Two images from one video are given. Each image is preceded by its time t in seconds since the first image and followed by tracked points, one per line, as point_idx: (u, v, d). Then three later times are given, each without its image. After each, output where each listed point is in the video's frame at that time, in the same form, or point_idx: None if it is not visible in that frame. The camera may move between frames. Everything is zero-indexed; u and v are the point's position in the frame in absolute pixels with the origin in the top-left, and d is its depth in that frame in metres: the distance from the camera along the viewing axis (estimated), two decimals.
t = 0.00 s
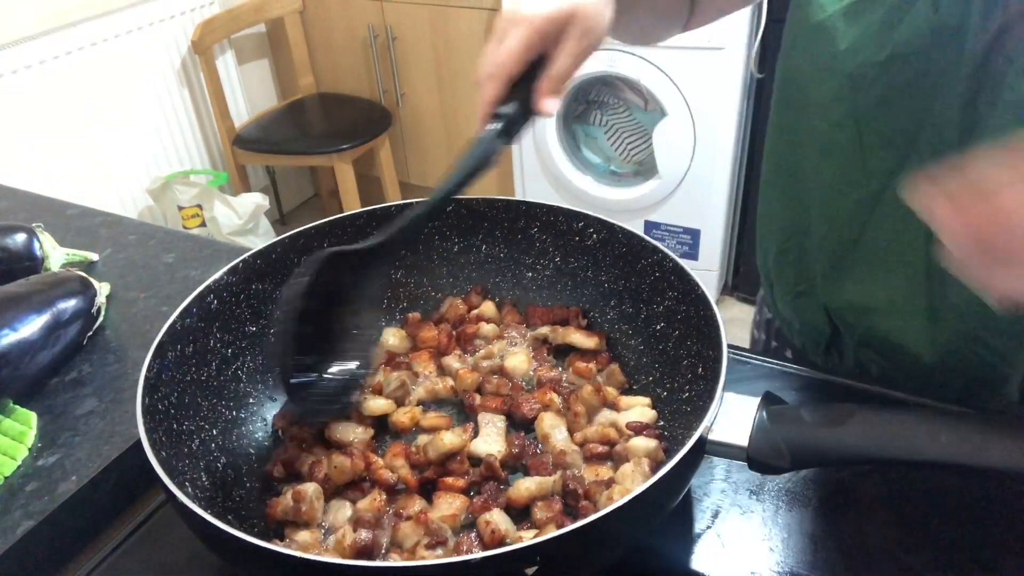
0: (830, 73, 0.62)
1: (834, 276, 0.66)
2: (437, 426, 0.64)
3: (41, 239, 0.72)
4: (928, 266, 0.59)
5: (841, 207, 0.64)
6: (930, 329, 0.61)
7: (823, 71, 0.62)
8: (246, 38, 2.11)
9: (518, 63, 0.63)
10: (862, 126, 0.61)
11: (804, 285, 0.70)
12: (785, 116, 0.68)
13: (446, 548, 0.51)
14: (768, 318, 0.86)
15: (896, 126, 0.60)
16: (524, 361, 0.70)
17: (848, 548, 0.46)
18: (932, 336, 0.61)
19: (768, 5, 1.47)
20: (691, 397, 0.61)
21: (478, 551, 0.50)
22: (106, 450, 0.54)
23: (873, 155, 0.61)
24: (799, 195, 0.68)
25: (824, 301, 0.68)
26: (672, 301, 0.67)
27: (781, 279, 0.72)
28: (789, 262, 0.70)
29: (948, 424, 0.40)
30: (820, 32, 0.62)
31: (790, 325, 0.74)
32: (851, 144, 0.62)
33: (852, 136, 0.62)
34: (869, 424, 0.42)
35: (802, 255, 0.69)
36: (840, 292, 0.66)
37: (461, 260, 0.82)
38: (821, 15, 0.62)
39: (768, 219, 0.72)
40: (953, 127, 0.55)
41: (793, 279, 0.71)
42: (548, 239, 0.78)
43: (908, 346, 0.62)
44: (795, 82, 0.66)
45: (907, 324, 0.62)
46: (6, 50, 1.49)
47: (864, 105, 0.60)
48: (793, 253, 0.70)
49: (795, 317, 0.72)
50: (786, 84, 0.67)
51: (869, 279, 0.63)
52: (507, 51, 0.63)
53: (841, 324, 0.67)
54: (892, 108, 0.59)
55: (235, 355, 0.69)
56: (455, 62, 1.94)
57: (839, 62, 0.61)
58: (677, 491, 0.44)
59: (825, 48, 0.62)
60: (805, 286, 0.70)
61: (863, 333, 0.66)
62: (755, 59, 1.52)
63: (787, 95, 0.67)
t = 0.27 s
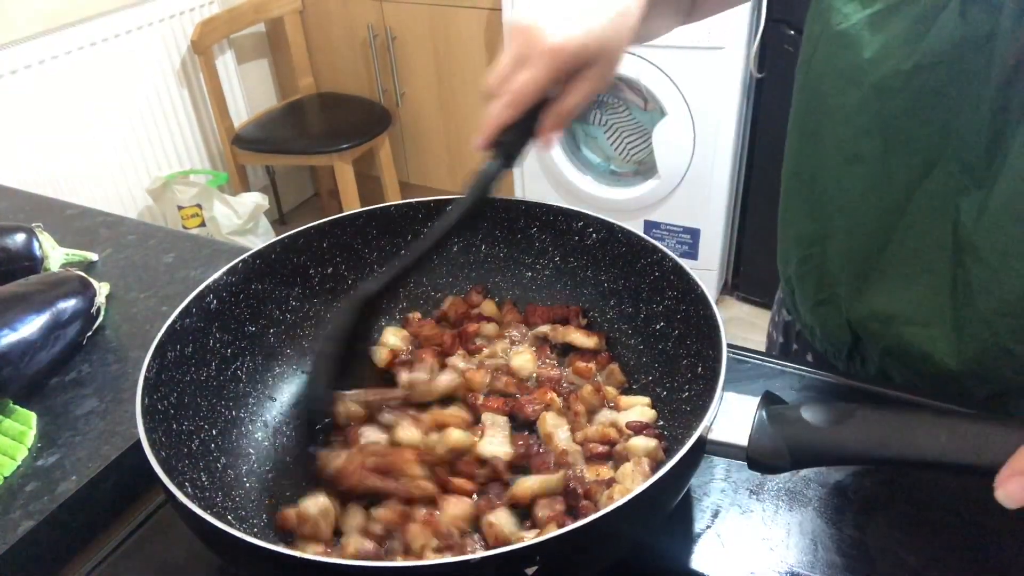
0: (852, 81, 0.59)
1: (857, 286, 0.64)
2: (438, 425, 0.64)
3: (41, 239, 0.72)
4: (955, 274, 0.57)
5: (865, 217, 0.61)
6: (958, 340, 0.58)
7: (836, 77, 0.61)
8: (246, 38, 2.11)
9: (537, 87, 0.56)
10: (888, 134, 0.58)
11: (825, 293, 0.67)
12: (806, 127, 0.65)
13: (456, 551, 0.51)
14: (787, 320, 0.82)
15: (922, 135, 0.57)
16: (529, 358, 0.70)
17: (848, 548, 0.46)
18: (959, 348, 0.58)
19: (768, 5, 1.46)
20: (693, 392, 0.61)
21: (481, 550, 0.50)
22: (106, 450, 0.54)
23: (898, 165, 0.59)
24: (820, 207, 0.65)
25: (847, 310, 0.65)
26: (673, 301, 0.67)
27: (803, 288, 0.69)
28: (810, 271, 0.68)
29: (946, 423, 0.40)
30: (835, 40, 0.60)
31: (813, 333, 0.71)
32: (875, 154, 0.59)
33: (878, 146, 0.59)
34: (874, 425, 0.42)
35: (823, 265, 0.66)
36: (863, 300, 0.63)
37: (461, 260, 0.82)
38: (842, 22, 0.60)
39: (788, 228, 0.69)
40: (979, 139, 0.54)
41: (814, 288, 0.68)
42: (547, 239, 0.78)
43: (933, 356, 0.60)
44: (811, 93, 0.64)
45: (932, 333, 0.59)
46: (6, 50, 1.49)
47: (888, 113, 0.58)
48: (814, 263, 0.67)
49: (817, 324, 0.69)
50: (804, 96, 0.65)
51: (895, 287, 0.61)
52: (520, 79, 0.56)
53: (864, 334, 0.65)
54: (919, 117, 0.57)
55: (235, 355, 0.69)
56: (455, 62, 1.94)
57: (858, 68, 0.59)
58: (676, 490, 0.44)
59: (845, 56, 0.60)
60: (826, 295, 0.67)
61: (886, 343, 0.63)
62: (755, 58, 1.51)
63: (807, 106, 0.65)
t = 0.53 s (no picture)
0: (862, 81, 0.59)
1: (868, 287, 0.64)
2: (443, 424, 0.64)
3: (41, 239, 0.72)
4: (967, 275, 0.58)
5: (875, 218, 0.61)
6: (970, 339, 0.59)
7: (846, 78, 0.61)
8: (246, 38, 2.11)
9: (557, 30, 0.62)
10: (898, 134, 0.58)
11: (834, 294, 0.68)
12: (818, 127, 0.65)
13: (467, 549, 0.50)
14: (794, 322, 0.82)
15: (934, 136, 0.57)
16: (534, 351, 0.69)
17: (848, 548, 0.46)
18: (972, 347, 0.59)
19: (768, 5, 1.46)
20: (696, 388, 0.61)
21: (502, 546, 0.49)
22: (106, 450, 0.54)
23: (909, 165, 0.58)
24: (832, 208, 0.66)
25: (856, 312, 0.65)
26: (673, 301, 0.67)
27: (812, 289, 0.69)
28: (821, 270, 0.68)
29: (949, 425, 0.40)
30: (845, 40, 0.60)
31: (821, 335, 0.72)
32: (887, 155, 0.59)
33: (888, 148, 0.59)
34: (879, 425, 0.42)
35: (834, 263, 0.67)
36: (872, 302, 0.64)
37: (461, 261, 0.82)
38: (854, 22, 0.59)
39: (798, 229, 0.70)
40: (992, 141, 0.54)
41: (824, 289, 0.68)
42: (547, 239, 0.78)
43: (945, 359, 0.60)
44: (824, 94, 0.64)
45: (947, 334, 0.60)
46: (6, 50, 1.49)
47: (900, 113, 0.58)
48: (825, 262, 0.68)
49: (825, 326, 0.70)
50: (816, 96, 0.65)
51: (905, 288, 0.61)
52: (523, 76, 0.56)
53: (874, 334, 0.65)
54: (930, 119, 0.56)
55: (235, 355, 0.69)
56: (455, 62, 1.95)
57: (868, 69, 0.59)
58: (677, 490, 0.44)
59: (857, 56, 0.59)
60: (836, 297, 0.68)
61: (898, 343, 0.63)
62: (755, 58, 1.51)
63: (820, 106, 0.64)
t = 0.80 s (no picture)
0: (864, 79, 0.59)
1: (862, 286, 0.63)
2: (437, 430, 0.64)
3: (41, 239, 0.72)
4: (960, 273, 0.58)
5: (873, 217, 0.61)
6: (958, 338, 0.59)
7: (848, 75, 0.60)
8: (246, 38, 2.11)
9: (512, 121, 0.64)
10: (899, 133, 0.58)
11: (829, 293, 0.67)
12: (818, 125, 0.64)
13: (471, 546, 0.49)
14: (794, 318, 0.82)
15: (934, 136, 0.57)
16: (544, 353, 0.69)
17: (848, 548, 0.46)
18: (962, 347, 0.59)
19: (768, 5, 1.46)
20: (696, 384, 0.60)
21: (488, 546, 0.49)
22: (105, 450, 0.54)
23: (908, 165, 0.58)
24: (829, 206, 0.64)
25: (851, 311, 0.65)
26: (672, 302, 0.67)
27: (806, 285, 0.69)
28: (816, 267, 0.67)
29: (949, 424, 0.40)
30: (846, 38, 0.59)
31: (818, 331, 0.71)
32: (888, 154, 0.59)
33: (886, 146, 0.59)
34: (875, 424, 0.42)
35: (830, 262, 0.66)
36: (869, 301, 0.63)
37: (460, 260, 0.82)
38: (855, 19, 0.59)
39: (796, 229, 0.68)
40: (993, 139, 0.54)
41: (818, 285, 0.67)
42: (547, 239, 0.78)
43: (939, 358, 0.60)
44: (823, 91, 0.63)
45: (937, 334, 0.59)
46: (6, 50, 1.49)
47: (901, 113, 0.58)
48: (820, 262, 0.67)
49: (821, 325, 0.69)
50: (816, 94, 0.64)
51: (901, 287, 0.61)
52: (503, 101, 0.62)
53: (866, 334, 0.65)
54: (932, 118, 0.57)
55: (234, 355, 0.69)
56: (456, 62, 1.95)
57: (869, 67, 0.58)
58: (676, 490, 0.44)
59: (859, 53, 0.59)
60: (829, 293, 0.67)
61: (892, 342, 0.63)
62: (755, 58, 1.51)
63: (820, 102, 0.64)
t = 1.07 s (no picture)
0: (868, 78, 0.59)
1: (865, 285, 0.64)
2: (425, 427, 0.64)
3: (41, 239, 0.72)
4: (964, 277, 0.58)
5: (875, 217, 0.61)
6: (966, 342, 0.59)
7: (852, 75, 0.60)
8: (246, 38, 2.11)
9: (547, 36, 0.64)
10: (901, 133, 0.58)
11: (833, 292, 0.68)
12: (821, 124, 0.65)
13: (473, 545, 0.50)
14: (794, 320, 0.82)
15: (936, 136, 0.57)
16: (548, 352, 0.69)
17: (848, 548, 0.46)
18: (966, 349, 0.59)
19: (768, 5, 1.46)
20: (697, 383, 0.61)
21: (518, 542, 0.49)
22: (106, 450, 0.54)
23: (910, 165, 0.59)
24: (832, 204, 0.66)
25: (853, 309, 0.65)
26: (672, 302, 0.67)
27: (810, 284, 0.69)
28: (819, 267, 0.68)
29: (950, 424, 0.40)
30: (849, 37, 0.60)
31: (819, 332, 0.71)
32: (890, 153, 0.59)
33: (888, 145, 0.59)
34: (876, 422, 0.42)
35: (832, 260, 0.67)
36: (871, 300, 0.64)
37: (461, 260, 0.82)
38: (858, 18, 0.59)
39: (798, 227, 0.69)
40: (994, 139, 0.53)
41: (822, 284, 0.68)
42: (547, 238, 0.78)
43: (942, 359, 0.60)
44: (826, 90, 0.64)
45: (940, 334, 0.60)
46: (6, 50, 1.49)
47: (903, 113, 0.58)
48: (824, 260, 0.67)
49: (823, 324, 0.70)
50: (819, 92, 0.65)
51: (903, 286, 0.62)
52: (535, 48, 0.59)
53: (870, 333, 0.65)
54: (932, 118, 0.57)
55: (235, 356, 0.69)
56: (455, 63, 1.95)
57: (873, 66, 0.58)
58: (676, 490, 0.44)
59: (862, 53, 0.59)
60: (834, 294, 0.68)
61: (895, 341, 0.63)
62: (755, 58, 1.51)
63: (823, 100, 0.64)
